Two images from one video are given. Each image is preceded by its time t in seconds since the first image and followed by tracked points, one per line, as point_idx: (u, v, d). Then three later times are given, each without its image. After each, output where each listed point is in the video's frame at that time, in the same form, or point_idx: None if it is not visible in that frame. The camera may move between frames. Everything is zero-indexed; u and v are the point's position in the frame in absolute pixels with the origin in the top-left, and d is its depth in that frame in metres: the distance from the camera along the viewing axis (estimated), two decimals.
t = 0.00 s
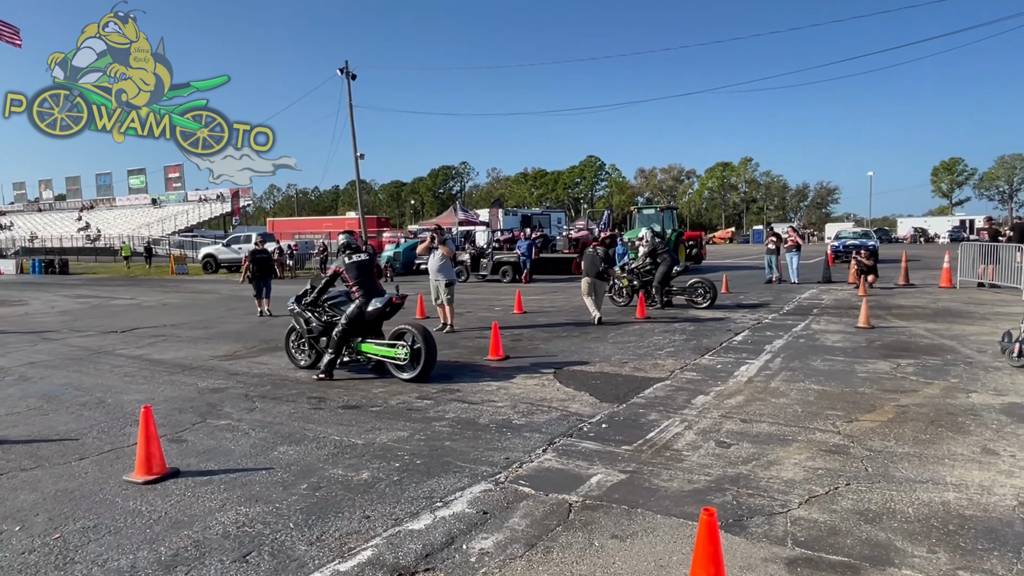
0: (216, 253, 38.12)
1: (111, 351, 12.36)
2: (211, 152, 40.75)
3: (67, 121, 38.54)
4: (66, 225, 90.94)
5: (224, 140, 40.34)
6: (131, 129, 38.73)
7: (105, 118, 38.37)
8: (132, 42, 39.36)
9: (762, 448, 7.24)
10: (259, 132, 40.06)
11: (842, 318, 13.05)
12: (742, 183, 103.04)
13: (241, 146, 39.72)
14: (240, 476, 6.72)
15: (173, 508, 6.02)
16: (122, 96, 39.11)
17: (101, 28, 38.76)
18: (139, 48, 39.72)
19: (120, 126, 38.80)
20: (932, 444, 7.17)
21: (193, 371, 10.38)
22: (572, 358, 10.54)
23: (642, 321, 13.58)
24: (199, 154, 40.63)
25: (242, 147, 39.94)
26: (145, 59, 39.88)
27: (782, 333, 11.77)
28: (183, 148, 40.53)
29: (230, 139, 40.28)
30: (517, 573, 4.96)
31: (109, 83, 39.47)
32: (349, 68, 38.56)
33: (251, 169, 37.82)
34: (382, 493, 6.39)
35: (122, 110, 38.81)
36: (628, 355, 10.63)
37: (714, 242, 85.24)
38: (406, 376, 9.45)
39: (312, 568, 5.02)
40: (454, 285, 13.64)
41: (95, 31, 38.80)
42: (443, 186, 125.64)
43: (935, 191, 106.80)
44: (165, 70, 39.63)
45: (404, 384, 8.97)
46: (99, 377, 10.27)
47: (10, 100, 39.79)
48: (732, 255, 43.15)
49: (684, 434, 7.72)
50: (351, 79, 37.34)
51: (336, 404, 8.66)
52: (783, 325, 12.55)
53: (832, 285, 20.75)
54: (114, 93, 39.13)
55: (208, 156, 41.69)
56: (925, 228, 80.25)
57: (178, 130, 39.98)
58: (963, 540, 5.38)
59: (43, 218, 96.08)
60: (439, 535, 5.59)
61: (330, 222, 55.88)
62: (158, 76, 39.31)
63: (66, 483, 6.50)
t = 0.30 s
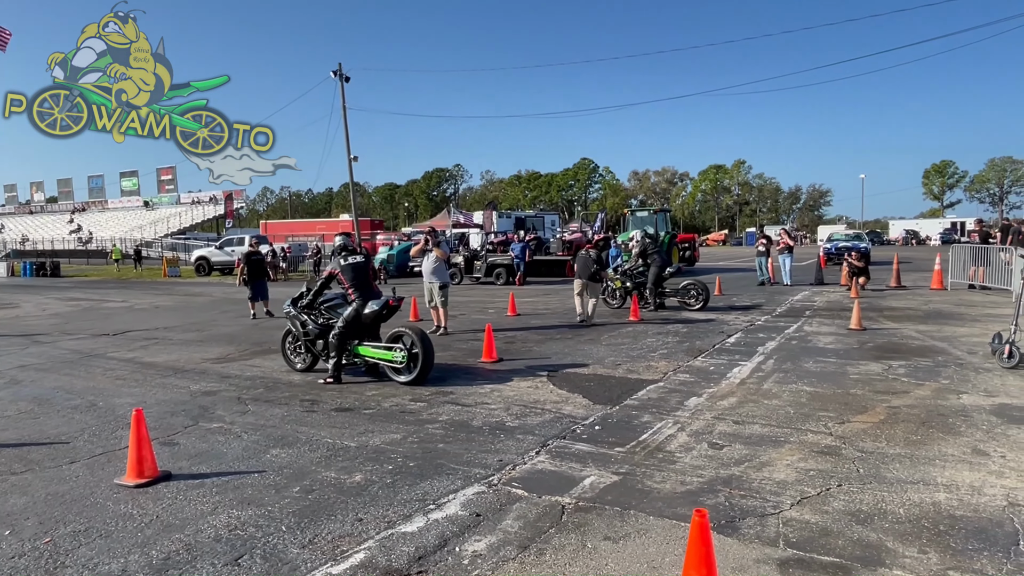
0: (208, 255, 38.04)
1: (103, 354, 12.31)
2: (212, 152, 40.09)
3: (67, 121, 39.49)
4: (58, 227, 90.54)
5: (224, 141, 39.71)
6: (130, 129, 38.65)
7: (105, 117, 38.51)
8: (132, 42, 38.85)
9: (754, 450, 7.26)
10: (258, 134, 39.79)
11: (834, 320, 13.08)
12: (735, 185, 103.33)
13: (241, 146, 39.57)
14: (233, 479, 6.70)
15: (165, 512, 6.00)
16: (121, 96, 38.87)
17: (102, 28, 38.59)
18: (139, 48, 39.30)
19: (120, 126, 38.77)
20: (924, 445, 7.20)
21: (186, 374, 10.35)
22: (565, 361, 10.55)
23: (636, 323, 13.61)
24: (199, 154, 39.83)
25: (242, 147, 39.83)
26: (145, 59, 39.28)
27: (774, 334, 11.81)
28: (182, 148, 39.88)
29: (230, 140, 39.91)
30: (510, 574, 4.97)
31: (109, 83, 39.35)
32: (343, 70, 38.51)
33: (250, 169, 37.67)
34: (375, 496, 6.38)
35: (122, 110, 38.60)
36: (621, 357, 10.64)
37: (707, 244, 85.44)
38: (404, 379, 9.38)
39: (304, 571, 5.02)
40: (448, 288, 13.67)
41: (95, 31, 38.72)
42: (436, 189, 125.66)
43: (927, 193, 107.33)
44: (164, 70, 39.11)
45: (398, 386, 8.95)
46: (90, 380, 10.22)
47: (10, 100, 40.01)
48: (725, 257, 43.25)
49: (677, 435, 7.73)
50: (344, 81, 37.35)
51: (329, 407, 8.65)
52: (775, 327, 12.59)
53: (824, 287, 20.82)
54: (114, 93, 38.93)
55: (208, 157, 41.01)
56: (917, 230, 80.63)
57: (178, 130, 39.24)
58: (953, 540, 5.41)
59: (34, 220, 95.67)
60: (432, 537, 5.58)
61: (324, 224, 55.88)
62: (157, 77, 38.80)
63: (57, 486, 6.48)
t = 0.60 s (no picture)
0: (201, 257, 37.87)
1: (94, 356, 12.24)
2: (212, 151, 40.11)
3: (67, 121, 38.87)
4: (50, 229, 89.99)
5: (225, 141, 39.52)
6: (131, 129, 38.47)
7: (105, 117, 38.06)
8: (132, 42, 38.42)
9: (747, 451, 7.28)
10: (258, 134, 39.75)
11: (826, 321, 13.16)
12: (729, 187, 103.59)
13: (241, 146, 39.06)
14: (225, 482, 6.68)
15: (156, 515, 5.97)
16: (121, 96, 38.40)
17: (102, 28, 38.36)
18: (139, 48, 38.80)
19: (120, 126, 38.44)
20: (915, 445, 7.24)
21: (178, 376, 10.31)
22: (559, 362, 10.56)
23: (629, 325, 13.62)
24: (199, 154, 39.71)
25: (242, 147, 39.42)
26: (145, 59, 38.79)
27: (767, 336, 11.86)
28: (182, 148, 39.71)
29: (229, 141, 39.69)
30: None
31: (109, 83, 38.80)
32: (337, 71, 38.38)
33: (250, 169, 37.25)
34: (369, 498, 6.37)
35: (122, 110, 38.27)
36: (614, 359, 10.66)
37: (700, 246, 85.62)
38: (401, 382, 9.35)
39: (297, 574, 5.00)
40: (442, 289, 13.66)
41: (95, 31, 38.50)
42: (430, 191, 125.47)
43: (918, 196, 108.01)
44: (165, 70, 38.50)
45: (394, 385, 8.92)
46: (82, 383, 10.16)
47: (10, 100, 39.23)
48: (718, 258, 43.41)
49: (669, 437, 7.75)
50: (338, 82, 37.26)
51: (322, 409, 8.61)
52: (768, 328, 12.63)
53: (817, 289, 20.91)
54: (114, 93, 38.35)
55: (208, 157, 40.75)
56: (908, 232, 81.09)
57: (178, 131, 38.98)
58: (944, 540, 5.44)
59: (26, 221, 95.08)
60: (425, 539, 5.58)
61: (318, 226, 55.74)
62: (158, 76, 38.20)
63: (47, 490, 6.44)
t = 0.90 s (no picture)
0: (193, 257, 37.72)
1: (85, 357, 12.18)
2: (213, 152, 39.41)
3: (67, 121, 38.54)
4: (40, 229, 89.44)
5: (225, 141, 39.03)
6: (131, 129, 37.85)
7: (105, 117, 37.58)
8: (132, 42, 38.67)
9: (739, 451, 7.31)
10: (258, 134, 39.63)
11: (818, 322, 13.23)
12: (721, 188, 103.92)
13: (241, 145, 38.79)
14: (217, 483, 6.66)
15: (147, 516, 5.95)
16: (121, 96, 38.34)
17: (102, 28, 38.27)
18: (139, 48, 39.09)
19: (120, 125, 37.95)
20: (906, 445, 7.28)
21: (170, 377, 10.27)
22: (552, 363, 10.57)
23: (622, 326, 13.65)
24: (199, 154, 39.04)
25: (242, 147, 38.94)
26: (145, 59, 39.03)
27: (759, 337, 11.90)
28: (183, 148, 38.94)
29: (229, 140, 39.27)
30: None
31: (109, 83, 38.64)
32: (330, 72, 38.30)
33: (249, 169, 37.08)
34: (361, 499, 6.36)
35: (122, 110, 37.84)
36: (607, 359, 10.68)
37: (692, 247, 86.00)
38: (396, 383, 9.34)
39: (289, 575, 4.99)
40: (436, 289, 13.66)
41: (95, 31, 38.29)
42: (423, 192, 125.25)
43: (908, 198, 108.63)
44: (165, 70, 38.70)
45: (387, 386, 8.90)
46: (73, 383, 10.12)
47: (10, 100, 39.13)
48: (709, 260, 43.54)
49: (662, 437, 7.77)
50: (332, 83, 37.20)
51: (315, 409, 8.59)
52: (760, 329, 12.68)
53: (808, 290, 21.00)
54: (113, 93, 38.31)
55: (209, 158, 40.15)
56: (899, 234, 81.55)
57: (178, 131, 38.60)
58: (934, 539, 5.48)
59: (16, 221, 94.45)
60: (418, 539, 5.58)
61: (311, 226, 55.58)
62: (157, 76, 38.50)
63: (37, 491, 6.40)
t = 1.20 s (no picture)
0: (183, 257, 37.50)
1: (74, 357, 12.11)
2: (212, 152, 38.75)
3: (67, 120, 39.54)
4: (28, 228, 88.71)
5: (227, 140, 38.09)
6: (131, 129, 37.90)
7: (105, 117, 37.96)
8: (132, 42, 37.91)
9: (730, 451, 7.33)
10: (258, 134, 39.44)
11: (808, 322, 13.28)
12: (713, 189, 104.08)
13: (240, 145, 38.48)
14: (207, 483, 6.63)
15: (137, 517, 5.92)
16: (121, 96, 38.00)
17: (102, 28, 37.88)
18: (139, 48, 38.19)
19: (120, 125, 38.17)
20: (895, 445, 7.33)
21: (160, 377, 10.22)
22: (544, 363, 10.56)
23: (614, 326, 13.65)
24: (200, 155, 37.96)
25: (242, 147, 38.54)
26: (145, 59, 38.15)
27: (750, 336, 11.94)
28: (182, 149, 38.26)
29: (230, 139, 38.39)
30: None
31: (109, 83, 38.51)
32: (322, 70, 38.10)
33: (249, 169, 36.83)
34: (352, 499, 6.35)
35: (122, 110, 37.91)
36: (599, 360, 10.69)
37: (683, 248, 86.17)
38: (388, 383, 9.31)
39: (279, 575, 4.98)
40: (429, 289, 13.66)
41: (95, 31, 38.04)
42: (415, 191, 124.92)
43: (897, 198, 109.32)
44: (165, 70, 37.72)
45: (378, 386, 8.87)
46: (62, 384, 10.06)
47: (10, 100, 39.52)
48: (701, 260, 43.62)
49: (653, 437, 7.78)
50: (323, 82, 37.06)
51: (306, 410, 8.56)
52: (751, 329, 12.72)
53: (799, 290, 21.09)
54: (114, 93, 38.06)
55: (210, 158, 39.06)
56: (888, 234, 82.02)
57: (178, 131, 37.78)
58: (923, 539, 5.51)
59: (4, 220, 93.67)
60: (409, 540, 5.57)
61: (302, 225, 55.40)
62: (158, 77, 37.50)
63: (26, 492, 6.36)
